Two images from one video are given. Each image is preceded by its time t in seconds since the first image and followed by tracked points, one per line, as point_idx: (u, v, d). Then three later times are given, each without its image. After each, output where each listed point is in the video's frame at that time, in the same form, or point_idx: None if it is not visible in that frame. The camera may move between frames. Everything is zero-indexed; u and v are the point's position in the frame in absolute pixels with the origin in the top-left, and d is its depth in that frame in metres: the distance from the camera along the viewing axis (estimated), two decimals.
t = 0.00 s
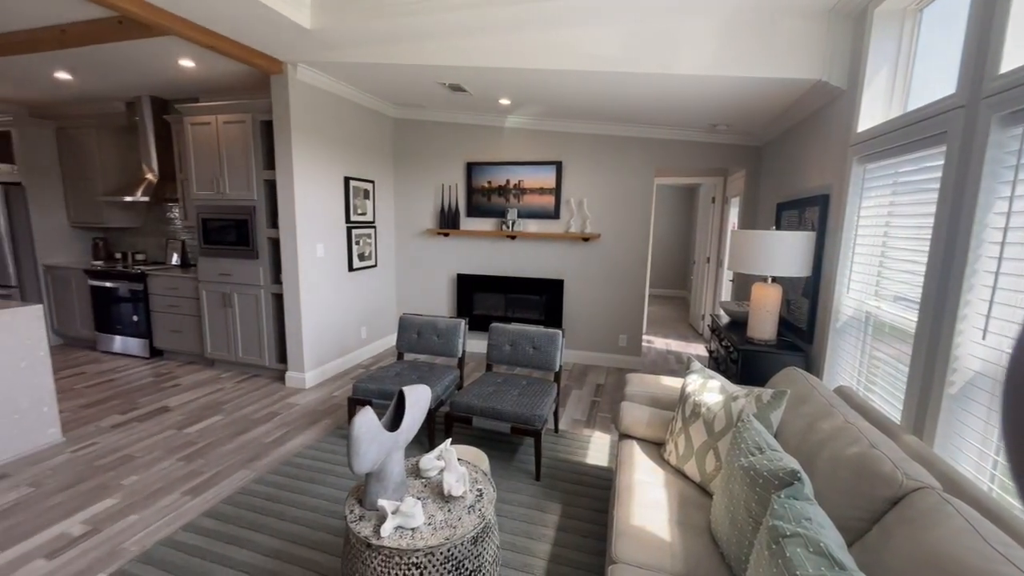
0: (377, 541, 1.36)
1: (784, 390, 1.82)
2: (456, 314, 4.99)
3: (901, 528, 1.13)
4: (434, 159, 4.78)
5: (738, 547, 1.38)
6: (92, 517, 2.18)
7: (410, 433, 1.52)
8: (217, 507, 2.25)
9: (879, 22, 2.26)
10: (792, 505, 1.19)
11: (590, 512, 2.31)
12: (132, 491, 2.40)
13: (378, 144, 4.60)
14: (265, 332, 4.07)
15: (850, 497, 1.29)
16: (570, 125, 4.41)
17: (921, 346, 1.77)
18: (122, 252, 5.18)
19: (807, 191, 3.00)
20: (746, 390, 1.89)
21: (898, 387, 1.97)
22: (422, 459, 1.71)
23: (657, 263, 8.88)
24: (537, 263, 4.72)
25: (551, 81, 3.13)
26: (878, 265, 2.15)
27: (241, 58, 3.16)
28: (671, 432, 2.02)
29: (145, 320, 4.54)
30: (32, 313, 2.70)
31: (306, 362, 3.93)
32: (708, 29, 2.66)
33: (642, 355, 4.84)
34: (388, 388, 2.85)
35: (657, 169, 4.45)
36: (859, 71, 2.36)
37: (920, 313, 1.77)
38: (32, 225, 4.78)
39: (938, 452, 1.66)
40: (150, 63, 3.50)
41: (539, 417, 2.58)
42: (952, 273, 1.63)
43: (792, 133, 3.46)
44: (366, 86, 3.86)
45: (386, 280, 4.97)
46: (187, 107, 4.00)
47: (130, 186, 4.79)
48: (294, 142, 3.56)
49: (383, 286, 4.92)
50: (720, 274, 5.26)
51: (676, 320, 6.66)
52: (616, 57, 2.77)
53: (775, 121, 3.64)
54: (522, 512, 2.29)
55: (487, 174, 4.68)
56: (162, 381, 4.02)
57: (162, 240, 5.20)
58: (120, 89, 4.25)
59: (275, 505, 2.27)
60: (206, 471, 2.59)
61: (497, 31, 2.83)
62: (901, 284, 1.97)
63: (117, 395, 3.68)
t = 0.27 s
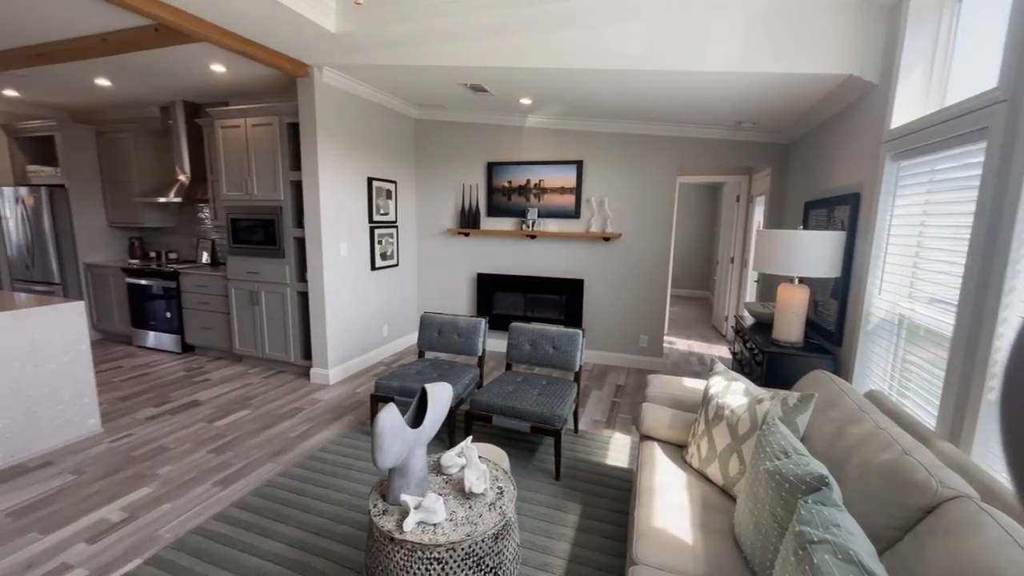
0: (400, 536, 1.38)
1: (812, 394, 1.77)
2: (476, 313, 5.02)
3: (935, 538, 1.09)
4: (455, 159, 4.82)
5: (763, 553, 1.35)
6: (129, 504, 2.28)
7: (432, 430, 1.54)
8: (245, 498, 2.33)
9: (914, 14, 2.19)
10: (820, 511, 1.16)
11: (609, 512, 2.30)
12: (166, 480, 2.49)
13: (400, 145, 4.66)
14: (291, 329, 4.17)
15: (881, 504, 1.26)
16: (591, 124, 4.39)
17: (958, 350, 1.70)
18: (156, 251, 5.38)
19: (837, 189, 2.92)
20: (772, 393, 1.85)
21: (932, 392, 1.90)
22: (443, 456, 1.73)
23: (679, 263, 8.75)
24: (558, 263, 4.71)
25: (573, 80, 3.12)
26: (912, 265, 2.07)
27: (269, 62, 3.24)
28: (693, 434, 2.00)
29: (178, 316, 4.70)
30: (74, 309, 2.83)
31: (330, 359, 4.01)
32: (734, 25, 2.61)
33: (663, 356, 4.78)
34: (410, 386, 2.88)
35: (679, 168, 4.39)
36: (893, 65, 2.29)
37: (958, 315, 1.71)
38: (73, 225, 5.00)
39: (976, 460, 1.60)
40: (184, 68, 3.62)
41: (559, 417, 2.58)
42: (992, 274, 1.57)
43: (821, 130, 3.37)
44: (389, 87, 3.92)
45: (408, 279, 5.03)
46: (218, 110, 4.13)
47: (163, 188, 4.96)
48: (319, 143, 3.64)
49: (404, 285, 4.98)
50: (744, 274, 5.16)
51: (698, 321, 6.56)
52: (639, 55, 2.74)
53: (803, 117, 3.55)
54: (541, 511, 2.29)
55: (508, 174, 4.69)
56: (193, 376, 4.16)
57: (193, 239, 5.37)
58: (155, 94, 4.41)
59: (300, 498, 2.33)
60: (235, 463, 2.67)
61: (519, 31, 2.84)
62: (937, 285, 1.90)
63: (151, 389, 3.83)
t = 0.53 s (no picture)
0: (421, 531, 1.40)
1: (839, 399, 1.73)
2: (496, 312, 5.04)
3: (970, 549, 1.05)
4: (475, 160, 4.85)
5: (788, 559, 1.33)
6: (162, 493, 2.37)
7: (452, 427, 1.56)
8: (271, 490, 2.39)
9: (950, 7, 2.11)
10: (848, 518, 1.14)
11: (628, 514, 2.29)
12: (196, 471, 2.58)
13: (421, 145, 4.71)
14: (314, 327, 4.26)
15: (912, 513, 1.22)
16: (612, 123, 4.36)
17: (997, 355, 1.64)
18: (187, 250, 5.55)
19: (867, 189, 2.83)
20: (797, 397, 1.81)
21: (969, 399, 1.83)
22: (463, 454, 1.75)
23: (701, 264, 8.62)
24: (577, 264, 4.70)
25: (595, 79, 3.10)
26: (948, 267, 2.00)
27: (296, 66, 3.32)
28: (715, 437, 1.97)
29: (207, 313, 4.85)
30: (112, 305, 2.95)
31: (352, 356, 4.08)
32: (759, 21, 2.57)
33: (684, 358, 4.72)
34: (430, 384, 2.92)
35: (702, 167, 4.32)
36: (927, 60, 2.21)
37: (997, 319, 1.64)
38: (110, 225, 5.21)
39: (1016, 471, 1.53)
40: (214, 73, 3.74)
41: (578, 418, 2.57)
42: None
43: (851, 128, 3.28)
44: (411, 89, 3.97)
45: (428, 279, 5.08)
46: (246, 113, 4.24)
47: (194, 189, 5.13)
48: (343, 145, 3.71)
49: (425, 285, 5.03)
50: (769, 276, 5.05)
51: (721, 323, 6.45)
52: (662, 53, 2.71)
53: (831, 115, 3.46)
54: (560, 511, 2.29)
55: (528, 174, 4.69)
56: (221, 371, 4.29)
57: (221, 239, 5.53)
58: (187, 98, 4.56)
59: (324, 492, 2.38)
60: (261, 457, 2.75)
61: (540, 31, 2.85)
62: (974, 288, 1.83)
63: (182, 383, 3.96)
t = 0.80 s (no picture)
0: (441, 526, 1.42)
1: (868, 404, 1.68)
2: (515, 312, 5.05)
3: (1006, 561, 1.02)
4: (495, 159, 4.87)
5: (812, 566, 1.30)
6: (193, 483, 2.45)
7: (472, 425, 1.57)
8: (296, 482, 2.45)
9: None
10: (876, 525, 1.11)
11: (647, 516, 2.27)
12: (224, 462, 2.66)
13: (442, 146, 4.75)
14: (337, 324, 4.34)
15: (945, 522, 1.19)
16: (634, 122, 4.32)
17: None
18: (216, 248, 5.72)
19: (900, 188, 2.74)
20: (824, 401, 1.77)
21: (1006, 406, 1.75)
22: (483, 451, 1.76)
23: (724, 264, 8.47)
24: (597, 264, 4.67)
25: (617, 78, 3.09)
26: (986, 268, 1.92)
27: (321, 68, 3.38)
28: (737, 441, 1.94)
29: (234, 309, 4.99)
30: (146, 301, 3.06)
31: (373, 354, 4.15)
32: (786, 16, 2.51)
33: (705, 360, 4.65)
34: (449, 382, 2.94)
35: (726, 166, 4.25)
36: (965, 55, 2.13)
37: None
38: (144, 223, 5.40)
39: None
40: (244, 76, 3.84)
41: (597, 418, 2.56)
42: None
43: (882, 125, 3.18)
44: (432, 90, 4.01)
45: (448, 278, 5.12)
46: (273, 115, 4.35)
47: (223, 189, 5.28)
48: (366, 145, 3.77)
49: (445, 283, 5.07)
50: (795, 277, 4.93)
51: (744, 325, 6.33)
52: (686, 51, 2.68)
53: (862, 112, 3.36)
54: (578, 511, 2.29)
55: (548, 173, 4.68)
56: (247, 366, 4.41)
57: (248, 237, 5.69)
58: (217, 101, 4.69)
59: (346, 485, 2.43)
60: (286, 450, 2.82)
61: (562, 30, 2.84)
62: (1013, 291, 1.76)
63: (210, 377, 4.09)
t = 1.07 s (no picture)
0: (462, 522, 1.44)
1: (901, 409, 1.63)
2: (535, 311, 5.05)
3: None
4: (516, 159, 4.87)
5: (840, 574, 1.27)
6: (222, 474, 2.53)
7: (493, 423, 1.58)
8: (320, 476, 2.51)
9: None
10: (908, 534, 1.08)
11: (668, 519, 2.24)
12: (252, 455, 2.74)
13: (464, 146, 4.79)
14: (360, 322, 4.42)
15: (982, 533, 1.14)
16: (657, 120, 4.27)
17: None
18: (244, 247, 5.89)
19: (937, 186, 2.65)
20: (853, 405, 1.72)
21: None
22: (503, 449, 1.77)
23: (749, 265, 8.31)
24: (618, 263, 4.63)
25: (640, 76, 3.06)
26: None
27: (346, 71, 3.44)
28: (762, 444, 1.90)
29: (261, 307, 5.13)
30: (179, 298, 3.17)
31: (395, 351, 4.21)
32: (815, 11, 2.45)
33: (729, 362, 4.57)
34: (469, 380, 2.96)
35: (751, 164, 4.17)
36: (1008, 47, 2.05)
37: None
38: (177, 223, 5.59)
39: None
40: (272, 80, 3.94)
41: (617, 419, 2.54)
42: None
43: (917, 121, 3.08)
44: (454, 90, 4.04)
45: (468, 277, 5.16)
46: (299, 117, 4.45)
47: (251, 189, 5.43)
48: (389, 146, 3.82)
49: (465, 282, 5.11)
50: (823, 278, 4.80)
51: (769, 327, 6.19)
52: (711, 47, 2.64)
53: (896, 107, 3.26)
54: (598, 511, 2.28)
55: (569, 173, 4.67)
56: (273, 362, 4.53)
57: (275, 237, 5.83)
58: (246, 104, 4.83)
59: (368, 480, 2.48)
60: (311, 444, 2.89)
61: (585, 28, 2.83)
62: None
63: (239, 372, 4.21)
